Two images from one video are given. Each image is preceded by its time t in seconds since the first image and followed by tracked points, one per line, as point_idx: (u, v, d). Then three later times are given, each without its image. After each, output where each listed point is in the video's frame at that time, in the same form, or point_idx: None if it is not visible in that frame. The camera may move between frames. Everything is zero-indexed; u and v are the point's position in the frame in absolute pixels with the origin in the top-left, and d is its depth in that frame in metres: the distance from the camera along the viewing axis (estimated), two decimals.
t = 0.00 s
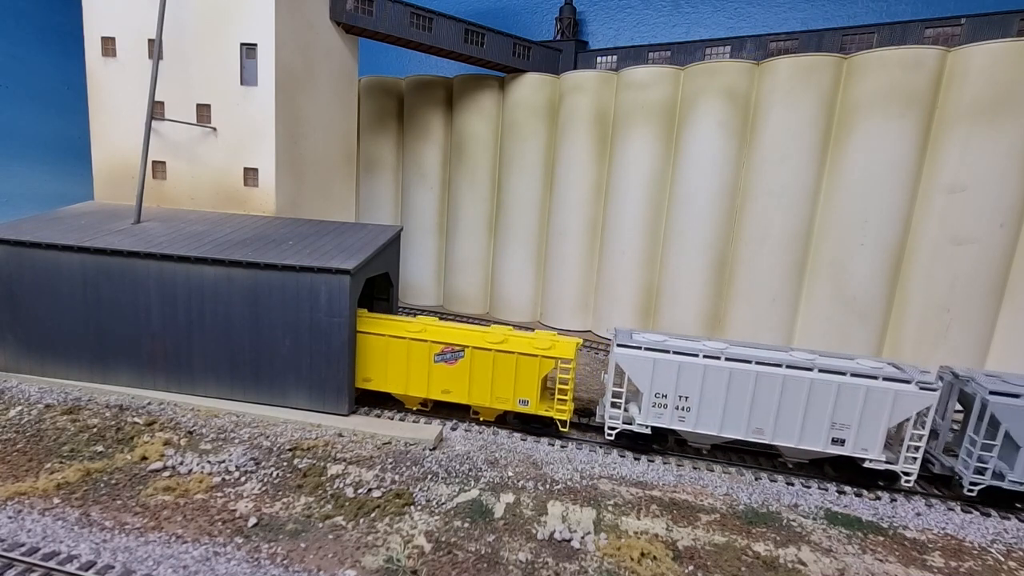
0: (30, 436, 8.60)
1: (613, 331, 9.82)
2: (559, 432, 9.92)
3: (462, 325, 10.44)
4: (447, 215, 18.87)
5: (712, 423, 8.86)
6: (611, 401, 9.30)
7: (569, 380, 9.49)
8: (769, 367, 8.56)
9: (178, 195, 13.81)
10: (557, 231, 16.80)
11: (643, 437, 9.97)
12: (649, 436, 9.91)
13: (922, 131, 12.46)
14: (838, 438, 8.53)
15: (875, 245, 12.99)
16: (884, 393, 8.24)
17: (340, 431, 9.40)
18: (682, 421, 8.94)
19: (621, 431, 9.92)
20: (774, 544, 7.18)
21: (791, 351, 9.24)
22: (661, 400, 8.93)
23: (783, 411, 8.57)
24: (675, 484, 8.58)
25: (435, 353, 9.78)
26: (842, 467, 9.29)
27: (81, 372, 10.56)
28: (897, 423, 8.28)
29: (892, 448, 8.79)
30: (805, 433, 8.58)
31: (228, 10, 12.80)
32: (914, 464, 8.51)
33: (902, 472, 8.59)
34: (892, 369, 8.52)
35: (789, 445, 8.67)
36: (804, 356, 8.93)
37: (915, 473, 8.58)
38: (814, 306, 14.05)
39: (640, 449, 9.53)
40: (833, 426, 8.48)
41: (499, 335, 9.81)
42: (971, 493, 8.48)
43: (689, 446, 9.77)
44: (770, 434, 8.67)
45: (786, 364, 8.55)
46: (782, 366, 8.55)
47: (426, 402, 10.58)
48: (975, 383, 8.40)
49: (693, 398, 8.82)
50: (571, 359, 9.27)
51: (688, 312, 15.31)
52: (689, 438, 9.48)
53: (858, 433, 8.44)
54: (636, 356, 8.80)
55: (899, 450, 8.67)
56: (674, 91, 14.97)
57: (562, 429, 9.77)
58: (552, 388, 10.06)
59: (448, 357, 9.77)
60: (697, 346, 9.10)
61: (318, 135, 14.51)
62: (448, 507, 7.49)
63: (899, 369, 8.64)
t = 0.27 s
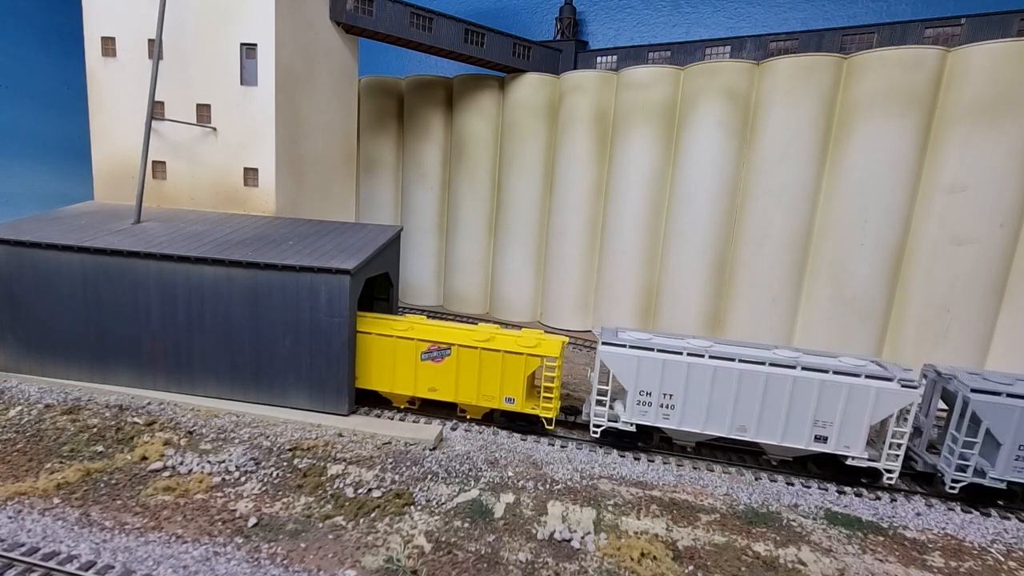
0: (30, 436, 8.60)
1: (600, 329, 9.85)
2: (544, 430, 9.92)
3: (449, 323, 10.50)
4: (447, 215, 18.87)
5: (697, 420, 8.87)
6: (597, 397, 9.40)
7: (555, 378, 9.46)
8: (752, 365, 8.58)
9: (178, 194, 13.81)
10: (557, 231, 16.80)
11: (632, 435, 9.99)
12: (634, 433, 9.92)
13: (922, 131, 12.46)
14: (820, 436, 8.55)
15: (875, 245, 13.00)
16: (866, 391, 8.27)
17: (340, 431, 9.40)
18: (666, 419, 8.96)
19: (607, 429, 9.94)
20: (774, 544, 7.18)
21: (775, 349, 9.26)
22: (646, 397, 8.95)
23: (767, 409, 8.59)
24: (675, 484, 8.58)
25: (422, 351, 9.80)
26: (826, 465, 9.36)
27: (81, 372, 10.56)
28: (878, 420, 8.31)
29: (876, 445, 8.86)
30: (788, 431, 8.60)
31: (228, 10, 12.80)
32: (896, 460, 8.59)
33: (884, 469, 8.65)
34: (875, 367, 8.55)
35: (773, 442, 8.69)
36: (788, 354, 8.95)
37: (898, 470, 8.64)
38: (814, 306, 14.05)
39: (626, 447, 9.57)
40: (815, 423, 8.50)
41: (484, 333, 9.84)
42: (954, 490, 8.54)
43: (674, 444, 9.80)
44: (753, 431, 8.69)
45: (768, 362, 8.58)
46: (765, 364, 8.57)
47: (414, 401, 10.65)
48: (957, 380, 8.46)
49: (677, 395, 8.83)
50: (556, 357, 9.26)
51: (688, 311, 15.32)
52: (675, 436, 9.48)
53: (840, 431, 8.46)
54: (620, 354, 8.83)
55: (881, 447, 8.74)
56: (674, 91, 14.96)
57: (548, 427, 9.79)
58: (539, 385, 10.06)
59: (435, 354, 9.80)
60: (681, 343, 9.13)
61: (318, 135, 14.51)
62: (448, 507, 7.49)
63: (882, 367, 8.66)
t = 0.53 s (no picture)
0: (30, 436, 8.60)
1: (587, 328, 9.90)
2: (531, 428, 10.01)
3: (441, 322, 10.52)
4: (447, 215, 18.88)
5: (681, 418, 8.90)
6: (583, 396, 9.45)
7: (541, 376, 9.48)
8: (736, 363, 8.62)
9: (178, 194, 13.81)
10: (557, 231, 16.80)
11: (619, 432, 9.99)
12: (620, 431, 9.93)
13: (922, 131, 12.46)
14: (804, 433, 8.56)
15: (875, 245, 13.00)
16: (849, 388, 8.28)
17: (340, 431, 9.40)
18: (651, 416, 8.99)
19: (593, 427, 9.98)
20: (774, 544, 7.18)
21: (760, 347, 9.29)
22: (631, 395, 8.99)
23: (751, 407, 8.62)
24: (676, 484, 8.58)
25: (409, 349, 9.84)
26: (810, 462, 9.35)
27: (81, 372, 10.56)
28: (862, 417, 8.31)
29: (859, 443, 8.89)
30: (772, 428, 8.62)
31: (228, 10, 12.80)
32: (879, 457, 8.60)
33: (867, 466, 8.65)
34: (858, 365, 8.58)
35: (757, 440, 8.71)
36: (772, 352, 8.98)
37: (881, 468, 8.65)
38: (814, 306, 14.05)
39: (611, 445, 9.61)
40: (799, 421, 8.51)
41: (471, 332, 9.93)
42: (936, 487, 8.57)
43: (660, 441, 9.87)
44: (737, 429, 8.71)
45: (752, 360, 8.62)
46: (749, 362, 8.61)
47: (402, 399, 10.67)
48: (940, 378, 8.53)
49: (662, 393, 8.86)
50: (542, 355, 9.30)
51: (688, 311, 15.32)
52: (661, 435, 9.47)
53: (824, 428, 8.46)
54: (605, 351, 8.88)
55: (864, 445, 8.74)
56: (674, 91, 14.97)
57: (535, 425, 9.85)
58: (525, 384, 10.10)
59: (422, 353, 9.84)
60: (667, 341, 9.17)
61: (318, 135, 14.51)
62: (448, 507, 7.49)
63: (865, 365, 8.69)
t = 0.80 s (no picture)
0: (30, 436, 8.60)
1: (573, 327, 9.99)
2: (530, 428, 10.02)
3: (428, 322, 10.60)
4: (447, 215, 18.88)
5: (666, 416, 8.96)
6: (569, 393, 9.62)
7: (527, 374, 9.55)
8: (720, 360, 8.70)
9: (178, 194, 13.81)
10: (557, 231, 16.80)
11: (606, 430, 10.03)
12: (606, 429, 9.95)
13: (922, 131, 12.46)
14: (788, 431, 8.62)
15: (875, 245, 13.00)
16: (831, 386, 8.33)
17: (340, 431, 9.40)
18: (637, 414, 9.04)
19: (579, 425, 10.02)
20: (774, 544, 7.18)
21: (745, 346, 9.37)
22: (617, 393, 9.05)
23: (734, 404, 8.68)
24: (675, 484, 8.58)
25: (397, 347, 9.84)
26: (794, 458, 9.34)
27: (81, 372, 10.56)
28: (845, 415, 8.36)
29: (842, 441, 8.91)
30: (756, 426, 8.67)
31: (228, 10, 12.80)
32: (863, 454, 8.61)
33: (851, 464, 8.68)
34: (842, 364, 8.63)
35: (741, 438, 8.77)
36: (756, 351, 9.06)
37: (864, 465, 8.67)
38: (814, 306, 14.05)
39: (597, 442, 9.65)
40: (783, 418, 8.57)
41: (459, 330, 10.05)
42: (919, 485, 8.61)
43: (646, 439, 9.90)
44: (721, 426, 8.77)
45: (736, 358, 8.69)
46: (733, 360, 8.69)
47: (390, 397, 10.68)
48: (923, 376, 8.60)
49: (647, 391, 8.92)
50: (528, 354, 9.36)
51: (688, 311, 15.32)
52: (646, 432, 9.52)
53: (807, 426, 8.52)
54: (590, 349, 8.95)
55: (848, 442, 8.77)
56: (674, 91, 14.97)
57: (521, 423, 9.91)
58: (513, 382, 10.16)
59: (409, 351, 9.84)
60: (653, 340, 9.25)
61: (318, 135, 14.51)
62: (448, 507, 7.49)
63: (849, 363, 8.76)
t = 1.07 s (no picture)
0: (30, 436, 8.60)
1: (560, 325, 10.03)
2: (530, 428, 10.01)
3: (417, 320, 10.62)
4: (447, 215, 18.88)
5: (651, 414, 9.01)
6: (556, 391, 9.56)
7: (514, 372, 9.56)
8: (705, 359, 8.74)
9: (178, 194, 13.81)
10: (557, 231, 16.80)
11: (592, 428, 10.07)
12: (593, 426, 10.01)
13: (922, 131, 12.46)
14: (772, 428, 8.67)
15: (875, 245, 13.01)
16: (815, 384, 8.36)
17: (340, 431, 9.40)
18: (622, 412, 9.09)
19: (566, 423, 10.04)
20: (774, 544, 7.18)
21: (732, 344, 9.40)
22: (602, 391, 9.10)
23: (719, 403, 8.73)
24: (675, 484, 8.58)
25: (384, 345, 9.86)
26: (779, 456, 9.23)
27: (81, 372, 10.55)
28: (828, 413, 8.39)
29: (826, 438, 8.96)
30: (740, 424, 8.73)
31: (228, 10, 12.79)
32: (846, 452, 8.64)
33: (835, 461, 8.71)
34: (826, 362, 8.67)
35: (725, 435, 8.81)
36: (742, 349, 9.09)
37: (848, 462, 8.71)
38: (814, 306, 14.06)
39: (583, 440, 9.69)
40: (767, 416, 8.62)
41: (447, 329, 10.06)
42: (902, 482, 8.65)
43: (632, 436, 9.92)
44: (706, 424, 8.82)
45: (720, 356, 8.73)
46: (717, 358, 8.74)
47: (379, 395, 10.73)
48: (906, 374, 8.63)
49: (632, 389, 8.97)
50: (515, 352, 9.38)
51: (688, 311, 15.31)
52: (631, 429, 9.62)
53: (791, 423, 8.56)
54: (576, 348, 8.98)
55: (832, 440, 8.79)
56: (674, 91, 14.97)
57: (508, 421, 9.93)
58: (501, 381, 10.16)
59: (397, 349, 9.86)
60: (638, 338, 9.29)
61: (318, 135, 14.51)
62: (448, 507, 7.49)
63: (833, 361, 8.80)
